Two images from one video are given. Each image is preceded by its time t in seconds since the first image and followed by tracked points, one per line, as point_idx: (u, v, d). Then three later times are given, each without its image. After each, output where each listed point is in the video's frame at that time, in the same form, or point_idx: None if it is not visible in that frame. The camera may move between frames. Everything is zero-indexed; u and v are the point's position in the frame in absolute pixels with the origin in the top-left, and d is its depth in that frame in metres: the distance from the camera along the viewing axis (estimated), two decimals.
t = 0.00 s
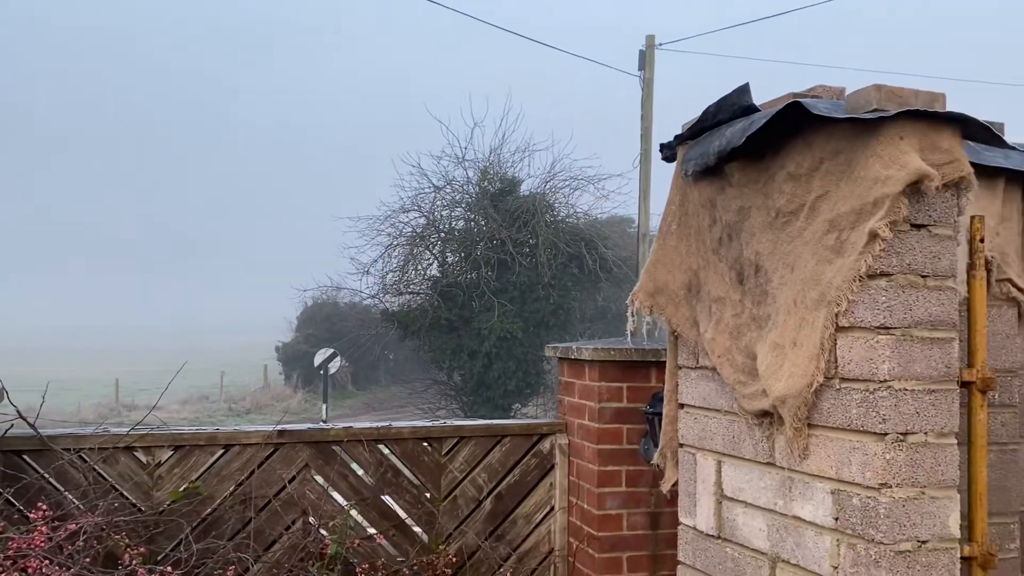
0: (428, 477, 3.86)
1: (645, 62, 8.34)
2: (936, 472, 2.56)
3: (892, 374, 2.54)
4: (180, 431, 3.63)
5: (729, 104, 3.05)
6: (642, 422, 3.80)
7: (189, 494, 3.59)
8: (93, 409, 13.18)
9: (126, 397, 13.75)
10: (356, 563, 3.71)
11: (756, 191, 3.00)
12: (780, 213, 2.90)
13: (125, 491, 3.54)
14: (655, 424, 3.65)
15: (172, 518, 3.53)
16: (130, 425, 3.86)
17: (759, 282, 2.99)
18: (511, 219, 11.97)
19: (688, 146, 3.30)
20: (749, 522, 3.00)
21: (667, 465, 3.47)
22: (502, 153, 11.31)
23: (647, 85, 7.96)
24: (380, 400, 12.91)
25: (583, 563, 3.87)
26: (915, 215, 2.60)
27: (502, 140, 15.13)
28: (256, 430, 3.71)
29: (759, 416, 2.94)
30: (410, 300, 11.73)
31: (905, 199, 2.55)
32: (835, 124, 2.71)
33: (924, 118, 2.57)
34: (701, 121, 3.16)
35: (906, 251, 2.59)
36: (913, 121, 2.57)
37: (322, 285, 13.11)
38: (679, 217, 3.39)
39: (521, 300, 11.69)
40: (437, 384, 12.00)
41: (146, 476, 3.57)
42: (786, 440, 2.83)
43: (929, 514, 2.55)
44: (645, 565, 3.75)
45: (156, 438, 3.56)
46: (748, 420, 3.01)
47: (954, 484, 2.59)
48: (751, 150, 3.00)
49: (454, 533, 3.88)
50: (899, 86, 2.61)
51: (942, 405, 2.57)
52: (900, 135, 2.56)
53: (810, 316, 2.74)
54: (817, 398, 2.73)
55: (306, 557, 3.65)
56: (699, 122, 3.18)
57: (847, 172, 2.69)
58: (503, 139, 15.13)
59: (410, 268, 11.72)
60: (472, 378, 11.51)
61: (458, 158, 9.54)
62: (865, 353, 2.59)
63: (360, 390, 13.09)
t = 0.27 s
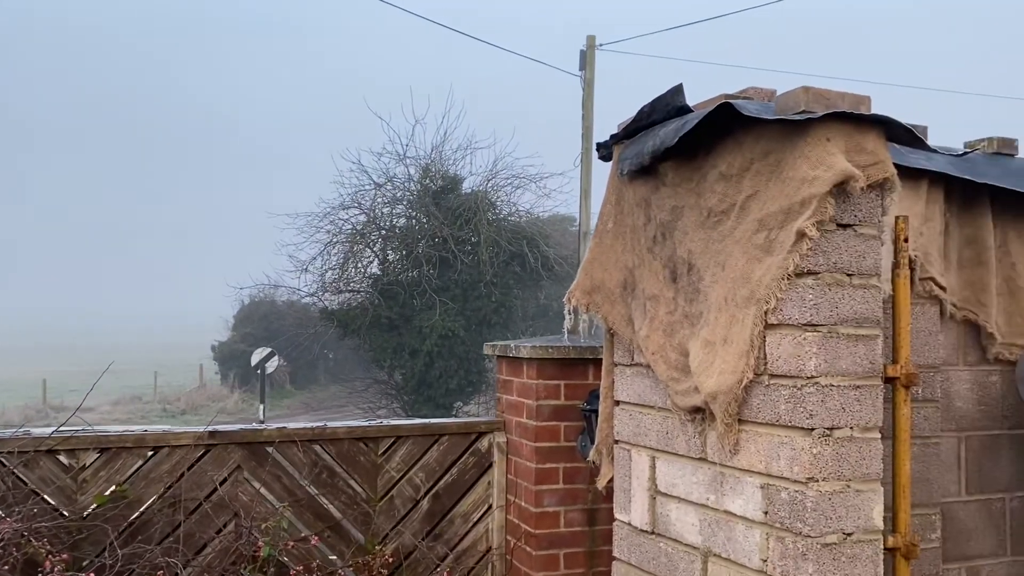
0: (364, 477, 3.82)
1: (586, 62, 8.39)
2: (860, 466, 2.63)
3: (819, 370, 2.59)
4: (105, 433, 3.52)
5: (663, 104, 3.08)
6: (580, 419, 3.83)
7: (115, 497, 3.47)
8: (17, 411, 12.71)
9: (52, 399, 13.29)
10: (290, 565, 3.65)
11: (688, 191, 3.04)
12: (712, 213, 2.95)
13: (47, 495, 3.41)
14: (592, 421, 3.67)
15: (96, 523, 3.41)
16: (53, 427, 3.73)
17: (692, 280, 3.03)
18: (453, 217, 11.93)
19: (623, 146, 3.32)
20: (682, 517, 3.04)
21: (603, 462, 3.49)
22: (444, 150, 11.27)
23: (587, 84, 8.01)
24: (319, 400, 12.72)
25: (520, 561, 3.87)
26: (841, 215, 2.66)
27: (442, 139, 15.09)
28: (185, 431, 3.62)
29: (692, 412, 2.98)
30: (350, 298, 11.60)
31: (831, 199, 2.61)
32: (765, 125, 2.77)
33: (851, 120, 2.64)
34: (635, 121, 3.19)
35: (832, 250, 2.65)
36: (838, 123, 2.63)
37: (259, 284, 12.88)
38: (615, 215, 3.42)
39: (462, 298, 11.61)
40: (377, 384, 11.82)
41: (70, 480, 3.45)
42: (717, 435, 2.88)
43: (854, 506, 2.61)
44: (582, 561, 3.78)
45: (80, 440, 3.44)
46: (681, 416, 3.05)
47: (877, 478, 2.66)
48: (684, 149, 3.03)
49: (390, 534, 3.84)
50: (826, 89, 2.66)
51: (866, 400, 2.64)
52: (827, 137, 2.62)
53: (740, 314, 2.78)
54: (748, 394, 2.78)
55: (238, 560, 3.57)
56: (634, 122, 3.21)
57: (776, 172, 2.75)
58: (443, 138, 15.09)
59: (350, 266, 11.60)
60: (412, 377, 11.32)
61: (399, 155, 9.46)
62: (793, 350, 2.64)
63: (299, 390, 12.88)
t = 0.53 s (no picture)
0: (299, 478, 3.76)
1: (528, 61, 8.38)
2: (790, 461, 2.67)
3: (750, 366, 2.63)
4: (27, 436, 3.39)
5: (600, 103, 3.08)
6: (518, 417, 3.83)
7: (36, 502, 3.33)
8: None
9: None
10: (223, 568, 3.57)
11: (625, 189, 3.06)
12: (647, 211, 2.97)
13: None
14: (530, 419, 3.67)
15: (14, 529, 3.26)
16: None
17: (628, 278, 3.04)
18: (395, 214, 11.83)
19: (561, 144, 3.32)
20: (618, 513, 3.06)
21: (540, 459, 3.50)
22: (386, 147, 11.17)
23: (530, 83, 8.00)
24: (258, 400, 12.45)
25: (458, 560, 3.86)
26: (772, 214, 2.71)
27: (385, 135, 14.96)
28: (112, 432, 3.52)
29: (627, 409, 3.00)
30: (289, 296, 11.41)
31: (761, 198, 2.65)
32: (698, 125, 2.80)
33: (782, 121, 2.68)
34: (573, 119, 3.19)
35: (762, 248, 2.69)
36: (769, 123, 2.67)
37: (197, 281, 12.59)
38: (552, 213, 3.42)
39: (403, 297, 11.47)
40: (316, 382, 11.58)
41: None
42: (652, 431, 2.90)
43: (784, 500, 2.66)
44: (519, 559, 3.78)
45: None
46: (616, 413, 3.07)
47: (806, 472, 2.71)
48: (620, 148, 3.05)
49: (326, 535, 3.79)
50: (757, 89, 2.70)
51: (795, 395, 2.69)
52: (758, 136, 2.65)
53: (674, 311, 2.81)
54: (681, 390, 2.81)
55: (167, 565, 3.47)
56: (571, 120, 3.21)
57: (709, 170, 2.78)
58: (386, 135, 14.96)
59: (290, 263, 11.43)
60: (353, 374, 11.11)
61: (340, 151, 9.33)
62: (724, 346, 2.67)
63: (238, 389, 12.49)
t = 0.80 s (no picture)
0: (233, 478, 3.68)
1: (473, 58, 8.35)
2: (723, 455, 2.71)
3: (684, 362, 2.65)
4: None
5: (538, 99, 3.08)
6: (458, 414, 3.81)
7: None
8: None
9: None
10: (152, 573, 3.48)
11: (563, 186, 3.06)
12: (585, 208, 2.97)
13: None
14: (469, 416, 3.65)
15: None
16: None
17: (565, 274, 3.05)
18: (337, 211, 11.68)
19: (500, 139, 3.31)
20: (555, 509, 3.06)
21: (478, 457, 3.48)
22: (327, 143, 11.01)
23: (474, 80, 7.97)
24: (195, 400, 10.96)
25: (397, 559, 3.82)
26: (705, 211, 2.74)
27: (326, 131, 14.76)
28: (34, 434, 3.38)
29: (564, 405, 3.00)
30: (226, 293, 10.11)
31: (695, 195, 2.67)
32: (634, 123, 2.82)
33: (717, 119, 2.71)
34: (512, 114, 3.18)
35: (696, 245, 2.72)
36: (703, 122, 2.70)
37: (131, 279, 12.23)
38: (491, 209, 3.40)
39: (346, 295, 10.28)
40: (255, 382, 10.29)
41: None
42: (588, 427, 2.91)
43: (717, 494, 2.69)
44: (458, 557, 3.77)
45: None
46: (554, 409, 3.07)
47: (739, 465, 2.75)
48: (558, 144, 3.05)
49: (260, 536, 3.71)
50: (692, 88, 2.72)
51: (728, 390, 2.73)
52: (693, 135, 2.68)
53: (611, 308, 2.81)
54: (617, 386, 2.82)
55: (93, 569, 3.40)
56: (510, 116, 3.19)
57: (645, 168, 2.79)
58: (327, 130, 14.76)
59: (226, 260, 10.18)
60: (293, 374, 9.95)
61: (280, 146, 9.17)
62: (659, 342, 2.69)
63: (171, 390, 11.08)
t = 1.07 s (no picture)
0: (165, 479, 3.59)
1: (418, 53, 8.30)
2: (659, 449, 2.73)
3: (622, 357, 2.67)
4: None
5: (478, 94, 3.06)
6: (398, 412, 3.78)
7: None
8: None
9: None
10: None
11: (503, 181, 3.05)
12: (525, 204, 2.97)
13: None
14: (410, 414, 3.63)
15: None
16: None
17: (505, 270, 3.04)
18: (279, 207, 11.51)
19: (440, 134, 3.28)
20: (494, 506, 3.05)
21: (418, 455, 3.45)
22: (269, 138, 10.83)
23: (419, 76, 7.91)
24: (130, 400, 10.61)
25: (335, 559, 3.78)
26: (643, 208, 2.76)
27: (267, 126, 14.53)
28: None
29: (503, 402, 3.00)
30: (164, 291, 9.91)
31: (633, 192, 2.69)
32: (573, 119, 2.82)
33: (654, 116, 2.74)
34: (452, 109, 3.16)
35: (634, 241, 2.73)
36: (641, 119, 2.71)
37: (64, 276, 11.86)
38: (432, 205, 3.38)
39: (287, 293, 10.10)
40: (195, 382, 10.10)
41: None
42: (528, 423, 2.91)
43: (653, 487, 2.71)
44: (397, 556, 3.73)
45: None
46: (493, 406, 3.06)
47: (675, 459, 2.78)
48: (498, 139, 3.03)
49: (194, 538, 3.63)
50: (630, 84, 2.73)
51: (665, 385, 2.75)
52: (631, 132, 2.69)
53: (550, 304, 2.81)
54: (556, 381, 2.82)
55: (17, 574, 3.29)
56: (450, 111, 3.17)
57: (583, 165, 2.80)
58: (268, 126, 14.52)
59: (164, 257, 9.94)
60: (233, 374, 9.70)
61: (220, 141, 8.98)
62: (597, 338, 2.70)
63: (107, 390, 10.68)
